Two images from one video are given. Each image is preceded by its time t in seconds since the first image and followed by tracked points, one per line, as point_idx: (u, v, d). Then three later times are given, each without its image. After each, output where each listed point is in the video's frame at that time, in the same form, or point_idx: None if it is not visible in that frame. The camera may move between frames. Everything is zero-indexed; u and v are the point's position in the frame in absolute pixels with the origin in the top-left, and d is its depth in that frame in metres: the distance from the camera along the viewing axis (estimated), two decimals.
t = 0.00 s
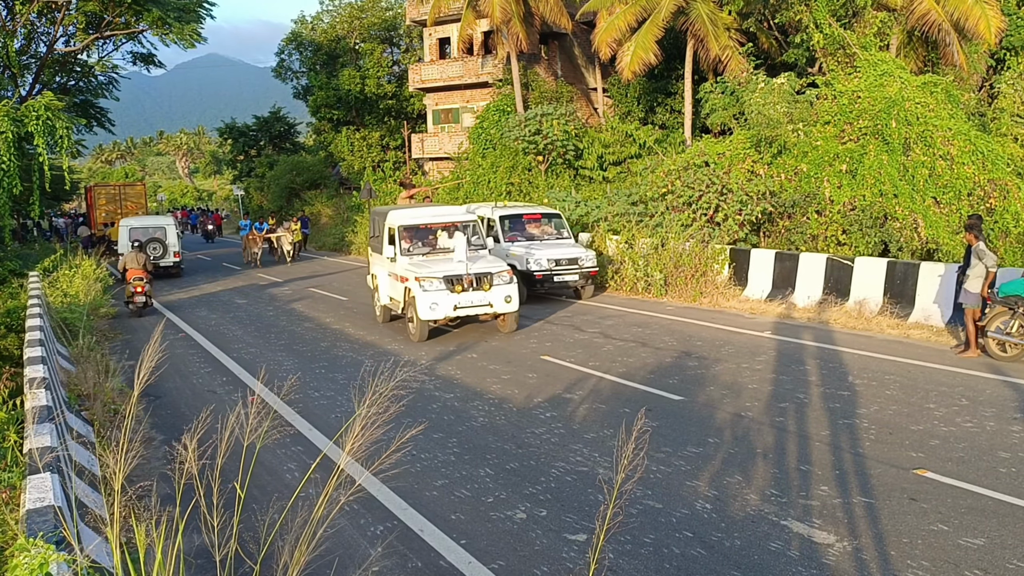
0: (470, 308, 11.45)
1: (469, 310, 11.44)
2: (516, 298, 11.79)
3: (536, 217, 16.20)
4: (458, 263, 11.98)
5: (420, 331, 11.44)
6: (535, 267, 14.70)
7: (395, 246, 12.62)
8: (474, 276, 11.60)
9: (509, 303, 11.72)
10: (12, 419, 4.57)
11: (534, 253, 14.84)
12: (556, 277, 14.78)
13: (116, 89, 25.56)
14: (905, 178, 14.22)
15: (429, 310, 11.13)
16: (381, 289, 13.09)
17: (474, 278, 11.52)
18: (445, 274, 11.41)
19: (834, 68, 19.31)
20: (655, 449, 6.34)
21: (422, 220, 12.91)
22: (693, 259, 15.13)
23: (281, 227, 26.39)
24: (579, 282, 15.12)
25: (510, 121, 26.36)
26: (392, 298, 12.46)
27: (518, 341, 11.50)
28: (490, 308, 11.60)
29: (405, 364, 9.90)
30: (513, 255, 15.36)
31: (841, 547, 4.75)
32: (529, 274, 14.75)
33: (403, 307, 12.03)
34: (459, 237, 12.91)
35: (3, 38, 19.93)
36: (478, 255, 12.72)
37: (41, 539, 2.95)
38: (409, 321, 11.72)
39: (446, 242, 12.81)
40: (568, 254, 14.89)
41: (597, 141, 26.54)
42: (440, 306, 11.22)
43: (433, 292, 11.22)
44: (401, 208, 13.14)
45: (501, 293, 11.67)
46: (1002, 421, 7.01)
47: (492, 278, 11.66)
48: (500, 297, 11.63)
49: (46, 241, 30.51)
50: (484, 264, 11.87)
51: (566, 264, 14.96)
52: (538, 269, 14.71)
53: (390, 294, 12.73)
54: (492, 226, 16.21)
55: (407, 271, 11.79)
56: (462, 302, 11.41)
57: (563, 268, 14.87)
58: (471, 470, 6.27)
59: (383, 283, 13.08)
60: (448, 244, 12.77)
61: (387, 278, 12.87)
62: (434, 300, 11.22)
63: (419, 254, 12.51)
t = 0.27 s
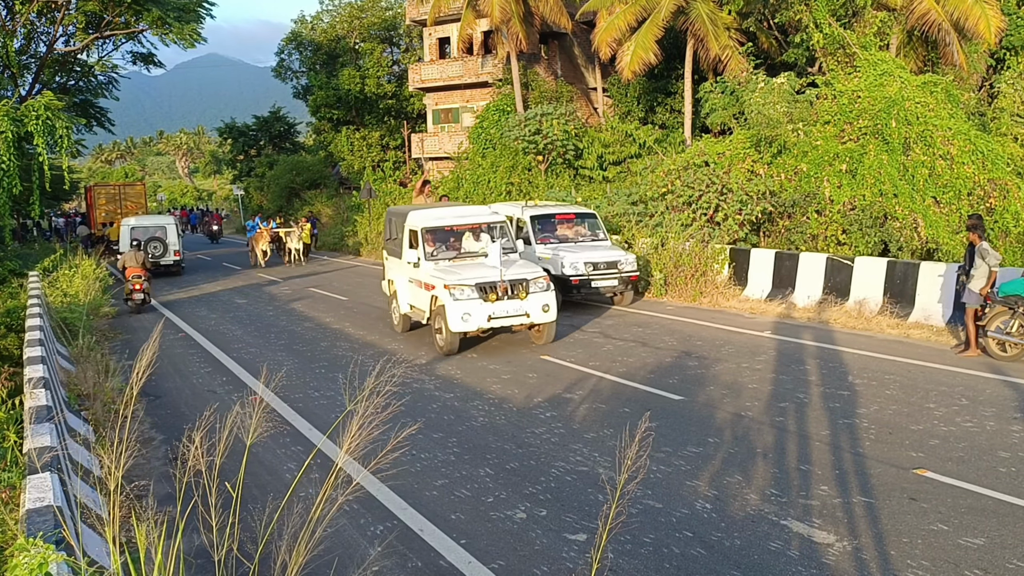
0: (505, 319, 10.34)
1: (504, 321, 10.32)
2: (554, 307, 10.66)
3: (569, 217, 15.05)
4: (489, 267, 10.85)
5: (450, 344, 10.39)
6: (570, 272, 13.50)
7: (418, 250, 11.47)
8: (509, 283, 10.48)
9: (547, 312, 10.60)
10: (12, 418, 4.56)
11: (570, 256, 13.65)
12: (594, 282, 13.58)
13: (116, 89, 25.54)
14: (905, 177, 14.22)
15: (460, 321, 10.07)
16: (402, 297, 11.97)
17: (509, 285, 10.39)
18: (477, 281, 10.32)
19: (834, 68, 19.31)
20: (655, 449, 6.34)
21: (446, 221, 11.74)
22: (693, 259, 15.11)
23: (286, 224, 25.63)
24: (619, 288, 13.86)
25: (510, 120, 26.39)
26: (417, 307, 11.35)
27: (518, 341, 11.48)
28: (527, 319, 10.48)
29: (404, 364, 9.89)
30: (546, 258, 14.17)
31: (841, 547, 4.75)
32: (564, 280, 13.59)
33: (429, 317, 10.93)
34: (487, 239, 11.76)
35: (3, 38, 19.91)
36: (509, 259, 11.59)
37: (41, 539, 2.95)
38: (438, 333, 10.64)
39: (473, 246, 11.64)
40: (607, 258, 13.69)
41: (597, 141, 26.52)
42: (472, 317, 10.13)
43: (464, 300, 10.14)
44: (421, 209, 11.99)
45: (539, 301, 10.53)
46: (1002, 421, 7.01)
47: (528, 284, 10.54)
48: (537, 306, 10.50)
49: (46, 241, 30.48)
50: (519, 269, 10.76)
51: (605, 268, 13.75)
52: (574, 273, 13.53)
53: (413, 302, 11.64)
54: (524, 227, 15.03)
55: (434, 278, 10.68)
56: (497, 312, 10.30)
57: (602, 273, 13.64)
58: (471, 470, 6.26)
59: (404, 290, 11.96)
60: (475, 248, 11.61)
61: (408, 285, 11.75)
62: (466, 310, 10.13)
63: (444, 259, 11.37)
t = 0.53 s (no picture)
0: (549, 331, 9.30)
1: (549, 334, 9.28)
2: (602, 318, 9.62)
3: (609, 217, 13.88)
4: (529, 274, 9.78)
5: (489, 359, 9.38)
6: (615, 279, 12.34)
7: (447, 255, 10.35)
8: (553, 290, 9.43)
9: (595, 323, 9.55)
10: (12, 419, 4.57)
11: (613, 261, 12.49)
12: (640, 290, 12.42)
13: (116, 89, 25.53)
14: (905, 178, 14.22)
15: (500, 334, 9.04)
16: (427, 306, 10.87)
17: (553, 294, 9.34)
18: (519, 289, 9.27)
19: (835, 67, 19.32)
20: (655, 450, 6.34)
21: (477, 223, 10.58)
22: (693, 259, 15.11)
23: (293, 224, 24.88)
24: (667, 296, 12.70)
25: (510, 120, 26.42)
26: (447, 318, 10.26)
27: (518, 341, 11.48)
28: (574, 331, 9.43)
29: (404, 364, 9.90)
30: (586, 263, 12.99)
31: (841, 547, 4.76)
32: (608, 287, 12.40)
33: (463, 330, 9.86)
34: (521, 242, 10.63)
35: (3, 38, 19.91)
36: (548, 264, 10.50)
37: (41, 539, 2.95)
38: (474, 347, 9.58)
39: (506, 250, 10.50)
40: (654, 264, 12.53)
41: (597, 141, 26.51)
42: (514, 330, 9.10)
43: (505, 311, 9.10)
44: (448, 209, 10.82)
45: (586, 312, 9.48)
46: (1002, 422, 7.00)
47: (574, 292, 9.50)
48: (585, 317, 9.45)
49: (46, 241, 30.50)
50: (562, 275, 9.71)
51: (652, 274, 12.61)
52: (619, 280, 12.36)
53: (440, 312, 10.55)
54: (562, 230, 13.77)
55: (469, 286, 9.60)
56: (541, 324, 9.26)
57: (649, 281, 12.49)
58: (471, 470, 6.26)
59: (430, 298, 10.84)
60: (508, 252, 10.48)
61: (435, 293, 10.65)
62: (508, 322, 9.09)
63: (477, 264, 10.25)
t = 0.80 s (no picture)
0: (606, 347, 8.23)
1: (605, 350, 8.21)
2: (663, 332, 8.53)
3: (659, 219, 12.50)
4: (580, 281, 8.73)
5: (537, 380, 8.35)
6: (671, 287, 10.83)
7: (485, 260, 9.28)
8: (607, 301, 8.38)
9: (655, 337, 8.46)
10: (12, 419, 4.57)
11: (670, 267, 11.01)
12: (700, 300, 10.89)
13: (116, 89, 25.52)
14: (905, 178, 14.22)
15: (551, 351, 8.01)
16: (460, 317, 9.88)
17: (608, 305, 8.29)
18: (571, 300, 8.23)
19: (835, 67, 19.36)
20: (655, 450, 6.34)
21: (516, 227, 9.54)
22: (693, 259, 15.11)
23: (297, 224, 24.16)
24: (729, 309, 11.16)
25: (510, 120, 26.46)
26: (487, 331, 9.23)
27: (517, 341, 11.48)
28: (632, 347, 8.35)
29: (404, 364, 9.90)
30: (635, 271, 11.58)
31: (841, 547, 4.76)
32: (664, 297, 10.90)
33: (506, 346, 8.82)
34: (564, 246, 9.57)
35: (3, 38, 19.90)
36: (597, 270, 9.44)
37: (41, 540, 2.95)
38: (521, 366, 8.54)
39: (548, 256, 9.44)
40: (716, 270, 11.10)
41: (597, 141, 26.48)
42: (566, 346, 8.06)
43: (555, 325, 8.08)
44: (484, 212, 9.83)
45: (645, 325, 8.40)
46: (1002, 422, 7.00)
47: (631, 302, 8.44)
48: (645, 331, 8.36)
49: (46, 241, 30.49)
50: (616, 283, 8.66)
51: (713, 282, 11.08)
52: (676, 289, 10.84)
53: (478, 325, 9.52)
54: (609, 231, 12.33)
55: (514, 296, 8.55)
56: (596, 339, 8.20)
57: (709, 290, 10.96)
58: (471, 470, 6.26)
59: (466, 308, 9.79)
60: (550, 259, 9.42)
61: (470, 303, 9.64)
62: (560, 337, 8.06)
63: (520, 271, 9.18)
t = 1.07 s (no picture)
0: (677, 368, 7.18)
1: (676, 371, 7.18)
2: (740, 350, 7.48)
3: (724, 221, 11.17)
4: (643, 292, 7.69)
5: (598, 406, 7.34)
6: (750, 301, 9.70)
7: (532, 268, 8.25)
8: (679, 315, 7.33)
9: (733, 357, 7.39)
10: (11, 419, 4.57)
11: (746, 277, 9.83)
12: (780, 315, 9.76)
13: (115, 89, 25.52)
14: (904, 178, 14.22)
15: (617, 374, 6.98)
16: (500, 330, 8.91)
17: (679, 319, 7.24)
18: (637, 314, 7.20)
19: (834, 68, 19.42)
20: (654, 451, 6.34)
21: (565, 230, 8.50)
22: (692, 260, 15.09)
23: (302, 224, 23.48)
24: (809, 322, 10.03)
25: (509, 120, 26.52)
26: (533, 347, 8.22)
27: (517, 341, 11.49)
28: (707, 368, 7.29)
29: (403, 364, 9.90)
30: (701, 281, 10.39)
31: (840, 547, 4.76)
32: (739, 311, 9.77)
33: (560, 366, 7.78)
34: (617, 252, 8.53)
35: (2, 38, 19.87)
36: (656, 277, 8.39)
37: (40, 540, 2.95)
38: (576, 390, 7.54)
39: (601, 263, 8.38)
40: (795, 280, 9.88)
41: (597, 141, 26.43)
42: (633, 368, 7.02)
43: (619, 344, 7.05)
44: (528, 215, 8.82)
45: (720, 342, 7.35)
46: (1002, 422, 7.01)
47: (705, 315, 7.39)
48: (720, 349, 7.32)
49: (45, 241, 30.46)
50: (688, 293, 7.61)
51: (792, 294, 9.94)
52: (755, 303, 9.70)
53: (522, 341, 8.49)
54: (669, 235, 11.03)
55: (569, 309, 7.53)
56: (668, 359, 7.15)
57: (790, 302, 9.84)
58: (470, 470, 6.27)
59: (507, 321, 8.78)
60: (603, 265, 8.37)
61: (513, 315, 8.64)
62: (625, 357, 7.03)
63: (571, 281, 8.16)
